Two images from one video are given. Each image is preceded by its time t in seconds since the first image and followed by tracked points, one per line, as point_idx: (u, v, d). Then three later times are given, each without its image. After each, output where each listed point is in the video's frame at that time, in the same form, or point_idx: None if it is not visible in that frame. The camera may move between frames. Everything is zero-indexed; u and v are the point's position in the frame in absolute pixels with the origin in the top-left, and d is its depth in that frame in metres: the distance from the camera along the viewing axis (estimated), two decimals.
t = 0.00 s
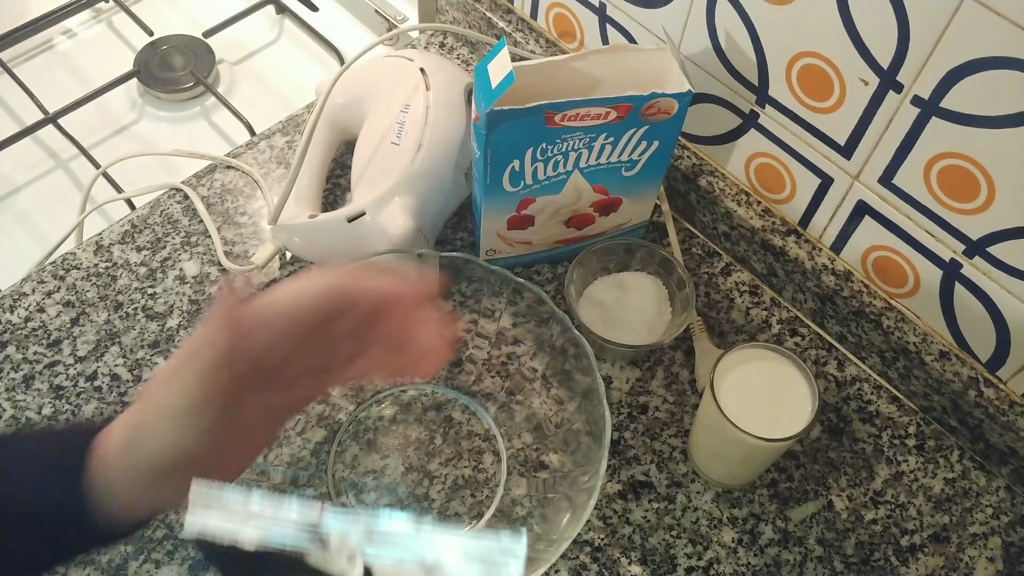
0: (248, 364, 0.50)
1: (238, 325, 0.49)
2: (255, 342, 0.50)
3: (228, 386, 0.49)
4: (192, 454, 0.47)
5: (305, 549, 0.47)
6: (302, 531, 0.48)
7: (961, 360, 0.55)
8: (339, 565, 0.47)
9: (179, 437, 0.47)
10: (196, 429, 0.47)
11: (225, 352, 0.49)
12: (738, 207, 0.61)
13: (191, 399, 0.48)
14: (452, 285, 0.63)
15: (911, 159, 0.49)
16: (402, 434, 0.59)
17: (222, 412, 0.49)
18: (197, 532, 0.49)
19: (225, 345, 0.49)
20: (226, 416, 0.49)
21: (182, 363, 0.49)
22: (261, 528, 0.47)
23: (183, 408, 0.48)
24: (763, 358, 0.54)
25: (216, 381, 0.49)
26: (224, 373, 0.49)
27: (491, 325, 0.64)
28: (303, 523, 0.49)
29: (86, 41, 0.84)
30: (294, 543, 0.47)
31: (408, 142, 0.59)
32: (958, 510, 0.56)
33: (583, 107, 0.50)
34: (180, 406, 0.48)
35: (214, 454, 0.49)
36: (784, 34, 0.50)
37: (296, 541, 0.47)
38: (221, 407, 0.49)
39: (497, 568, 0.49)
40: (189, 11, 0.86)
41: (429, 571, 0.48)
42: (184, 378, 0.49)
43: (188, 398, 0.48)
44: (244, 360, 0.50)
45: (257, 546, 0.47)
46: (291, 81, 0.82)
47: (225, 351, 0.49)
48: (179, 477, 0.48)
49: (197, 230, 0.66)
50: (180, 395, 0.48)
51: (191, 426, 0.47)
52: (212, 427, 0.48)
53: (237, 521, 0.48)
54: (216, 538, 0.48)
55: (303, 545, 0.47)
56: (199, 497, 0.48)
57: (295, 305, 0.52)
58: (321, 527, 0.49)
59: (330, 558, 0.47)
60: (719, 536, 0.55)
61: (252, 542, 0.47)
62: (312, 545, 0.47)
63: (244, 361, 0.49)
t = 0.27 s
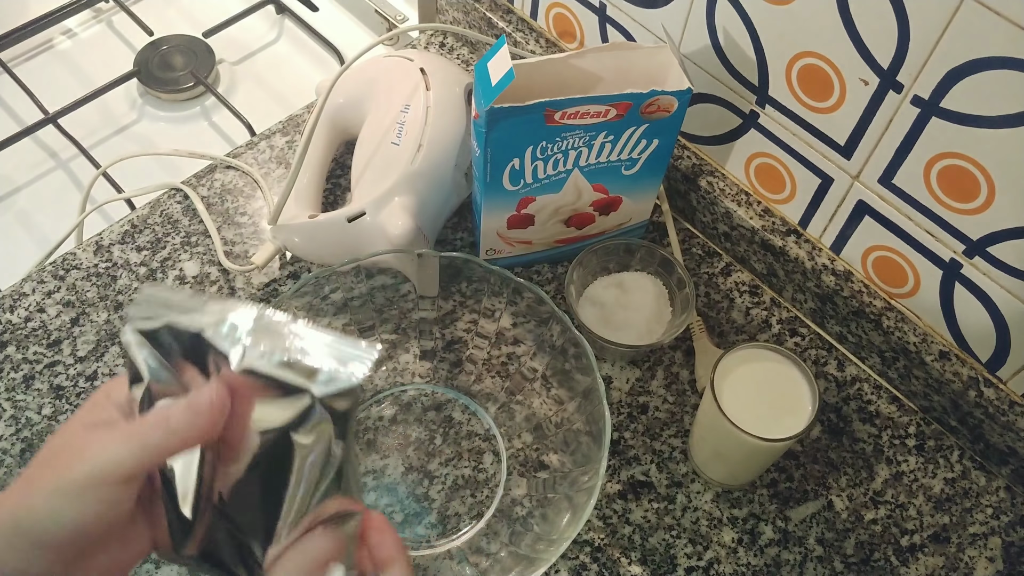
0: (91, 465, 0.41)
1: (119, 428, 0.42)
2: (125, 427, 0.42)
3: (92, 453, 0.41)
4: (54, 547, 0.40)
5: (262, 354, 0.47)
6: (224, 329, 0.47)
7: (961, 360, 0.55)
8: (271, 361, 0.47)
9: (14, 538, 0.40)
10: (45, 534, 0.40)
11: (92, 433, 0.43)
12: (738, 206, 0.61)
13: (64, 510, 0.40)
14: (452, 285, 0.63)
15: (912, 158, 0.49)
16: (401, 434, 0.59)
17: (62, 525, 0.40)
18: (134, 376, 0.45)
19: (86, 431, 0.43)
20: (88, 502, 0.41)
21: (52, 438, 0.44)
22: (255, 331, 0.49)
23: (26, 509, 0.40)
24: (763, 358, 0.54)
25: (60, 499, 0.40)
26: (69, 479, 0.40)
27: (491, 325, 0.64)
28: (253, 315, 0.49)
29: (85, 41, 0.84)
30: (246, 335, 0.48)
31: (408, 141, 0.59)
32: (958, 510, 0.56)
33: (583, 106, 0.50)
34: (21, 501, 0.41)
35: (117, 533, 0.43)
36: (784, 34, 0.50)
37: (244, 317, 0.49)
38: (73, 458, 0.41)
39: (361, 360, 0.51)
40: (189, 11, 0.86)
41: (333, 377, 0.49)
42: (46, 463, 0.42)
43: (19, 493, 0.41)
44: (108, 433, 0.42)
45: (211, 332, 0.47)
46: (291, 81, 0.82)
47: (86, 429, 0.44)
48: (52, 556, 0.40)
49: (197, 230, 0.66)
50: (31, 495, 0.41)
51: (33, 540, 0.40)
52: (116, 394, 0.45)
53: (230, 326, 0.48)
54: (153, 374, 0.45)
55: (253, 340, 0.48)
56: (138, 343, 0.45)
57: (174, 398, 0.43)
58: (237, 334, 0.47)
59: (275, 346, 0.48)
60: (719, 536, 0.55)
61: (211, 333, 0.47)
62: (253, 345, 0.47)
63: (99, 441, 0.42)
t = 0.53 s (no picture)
0: (74, 385, 0.46)
1: (99, 357, 0.46)
2: (100, 357, 0.46)
3: (74, 380, 0.46)
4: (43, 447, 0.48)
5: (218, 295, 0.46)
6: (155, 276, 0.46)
7: (961, 360, 0.55)
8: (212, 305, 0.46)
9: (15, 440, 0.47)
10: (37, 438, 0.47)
11: (76, 360, 0.47)
12: (737, 206, 0.61)
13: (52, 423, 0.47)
14: (452, 286, 0.63)
15: (911, 158, 0.49)
16: (402, 434, 0.59)
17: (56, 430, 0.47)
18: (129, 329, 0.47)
19: (72, 357, 0.47)
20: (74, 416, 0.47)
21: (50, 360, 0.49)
22: (231, 275, 0.47)
23: (23, 417, 0.46)
24: (761, 358, 0.54)
25: (51, 410, 0.46)
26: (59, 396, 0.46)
27: (491, 325, 0.64)
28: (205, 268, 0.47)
29: (86, 41, 0.84)
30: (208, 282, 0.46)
31: (408, 141, 0.59)
32: (957, 509, 0.56)
33: (584, 106, 0.50)
34: (22, 408, 0.47)
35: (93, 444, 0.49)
36: (784, 34, 0.50)
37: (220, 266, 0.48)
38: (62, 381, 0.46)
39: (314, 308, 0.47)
40: (189, 11, 0.86)
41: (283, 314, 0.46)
42: (46, 379, 0.47)
43: (21, 402, 0.47)
44: (87, 363, 0.46)
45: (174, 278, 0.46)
46: (292, 81, 0.82)
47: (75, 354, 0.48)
48: (55, 456, 0.49)
49: (198, 230, 0.66)
50: (29, 404, 0.46)
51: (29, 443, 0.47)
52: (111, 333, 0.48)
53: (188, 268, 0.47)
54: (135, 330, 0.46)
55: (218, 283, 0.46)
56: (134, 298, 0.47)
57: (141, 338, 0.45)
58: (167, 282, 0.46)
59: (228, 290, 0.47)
60: (719, 536, 0.55)
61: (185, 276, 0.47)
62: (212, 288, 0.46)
63: (81, 369, 0.46)
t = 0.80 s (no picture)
0: (163, 427, 0.45)
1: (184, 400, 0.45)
2: (192, 401, 0.45)
3: (160, 420, 0.46)
4: (119, 477, 0.48)
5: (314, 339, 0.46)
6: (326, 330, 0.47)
7: (960, 359, 0.55)
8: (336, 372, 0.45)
9: (94, 466, 0.47)
10: (119, 467, 0.47)
11: (163, 397, 0.47)
12: (737, 207, 0.62)
13: (134, 459, 0.47)
14: (452, 285, 0.63)
15: (911, 158, 0.49)
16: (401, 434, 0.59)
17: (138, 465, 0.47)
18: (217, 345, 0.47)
19: (163, 392, 0.47)
20: (156, 456, 0.46)
21: (133, 384, 0.49)
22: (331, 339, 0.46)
23: (106, 445, 0.47)
24: (762, 357, 0.54)
25: (134, 445, 0.46)
26: (144, 432, 0.46)
27: (491, 325, 0.64)
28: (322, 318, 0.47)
29: (87, 42, 0.84)
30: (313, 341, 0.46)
31: (409, 141, 0.59)
32: (957, 509, 0.57)
33: (584, 106, 0.50)
34: (106, 436, 0.47)
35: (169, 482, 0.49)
36: (783, 34, 0.50)
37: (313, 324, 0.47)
38: (147, 418, 0.46)
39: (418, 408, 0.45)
40: (190, 11, 0.86)
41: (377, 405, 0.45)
42: (131, 407, 0.47)
43: (105, 427, 0.47)
44: (173, 403, 0.46)
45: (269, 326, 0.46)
46: (292, 82, 0.82)
47: (166, 387, 0.48)
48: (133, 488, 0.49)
49: (198, 230, 0.66)
50: (113, 435, 0.47)
51: (108, 471, 0.47)
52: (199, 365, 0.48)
53: (288, 322, 0.47)
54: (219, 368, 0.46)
55: (326, 348, 0.46)
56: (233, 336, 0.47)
57: (238, 389, 0.45)
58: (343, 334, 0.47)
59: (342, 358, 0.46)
60: (718, 535, 0.56)
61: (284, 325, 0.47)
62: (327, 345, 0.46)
63: (167, 409, 0.46)
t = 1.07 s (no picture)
0: (199, 448, 0.45)
1: (224, 422, 0.45)
2: (231, 424, 0.45)
3: (197, 441, 0.45)
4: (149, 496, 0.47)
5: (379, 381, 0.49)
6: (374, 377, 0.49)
7: (960, 359, 0.55)
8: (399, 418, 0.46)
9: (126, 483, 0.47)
10: (151, 486, 0.47)
11: (202, 419, 0.46)
12: (737, 206, 0.62)
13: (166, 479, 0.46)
14: (452, 285, 0.63)
15: (911, 158, 0.49)
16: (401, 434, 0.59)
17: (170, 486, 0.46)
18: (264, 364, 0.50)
19: (202, 414, 0.47)
20: (186, 477, 0.46)
21: (170, 403, 0.49)
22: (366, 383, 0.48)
23: (140, 462, 0.46)
24: (762, 358, 0.54)
25: (167, 463, 0.45)
26: (180, 451, 0.45)
27: (491, 325, 0.64)
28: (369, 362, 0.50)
29: (86, 41, 0.84)
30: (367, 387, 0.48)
31: (408, 141, 0.59)
32: (957, 509, 0.57)
33: (584, 107, 0.50)
34: (141, 453, 0.46)
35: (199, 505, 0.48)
36: (784, 34, 0.50)
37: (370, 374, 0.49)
38: (183, 437, 0.45)
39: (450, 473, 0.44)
40: (189, 11, 0.86)
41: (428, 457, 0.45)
42: (168, 425, 0.47)
43: (140, 443, 0.47)
44: (212, 424, 0.45)
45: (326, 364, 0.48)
46: (292, 82, 0.82)
47: (206, 408, 0.47)
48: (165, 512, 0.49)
49: (198, 231, 0.66)
50: (147, 453, 0.46)
51: (140, 489, 0.47)
52: (238, 390, 0.49)
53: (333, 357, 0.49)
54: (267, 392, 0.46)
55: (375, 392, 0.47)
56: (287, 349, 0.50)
57: (279, 418, 0.44)
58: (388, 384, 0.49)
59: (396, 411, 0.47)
60: (718, 536, 0.55)
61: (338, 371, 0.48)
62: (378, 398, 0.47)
63: (205, 430, 0.45)
